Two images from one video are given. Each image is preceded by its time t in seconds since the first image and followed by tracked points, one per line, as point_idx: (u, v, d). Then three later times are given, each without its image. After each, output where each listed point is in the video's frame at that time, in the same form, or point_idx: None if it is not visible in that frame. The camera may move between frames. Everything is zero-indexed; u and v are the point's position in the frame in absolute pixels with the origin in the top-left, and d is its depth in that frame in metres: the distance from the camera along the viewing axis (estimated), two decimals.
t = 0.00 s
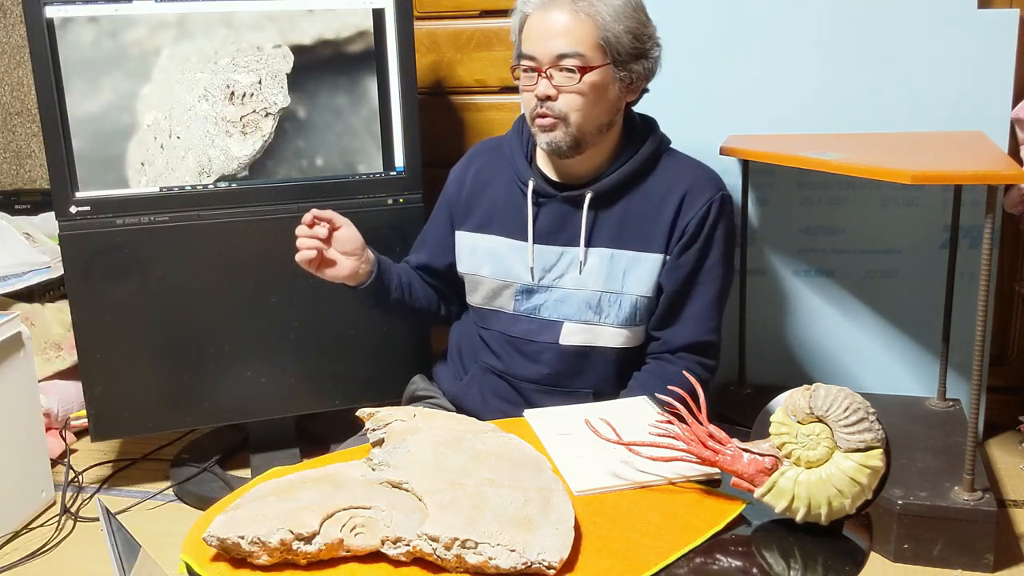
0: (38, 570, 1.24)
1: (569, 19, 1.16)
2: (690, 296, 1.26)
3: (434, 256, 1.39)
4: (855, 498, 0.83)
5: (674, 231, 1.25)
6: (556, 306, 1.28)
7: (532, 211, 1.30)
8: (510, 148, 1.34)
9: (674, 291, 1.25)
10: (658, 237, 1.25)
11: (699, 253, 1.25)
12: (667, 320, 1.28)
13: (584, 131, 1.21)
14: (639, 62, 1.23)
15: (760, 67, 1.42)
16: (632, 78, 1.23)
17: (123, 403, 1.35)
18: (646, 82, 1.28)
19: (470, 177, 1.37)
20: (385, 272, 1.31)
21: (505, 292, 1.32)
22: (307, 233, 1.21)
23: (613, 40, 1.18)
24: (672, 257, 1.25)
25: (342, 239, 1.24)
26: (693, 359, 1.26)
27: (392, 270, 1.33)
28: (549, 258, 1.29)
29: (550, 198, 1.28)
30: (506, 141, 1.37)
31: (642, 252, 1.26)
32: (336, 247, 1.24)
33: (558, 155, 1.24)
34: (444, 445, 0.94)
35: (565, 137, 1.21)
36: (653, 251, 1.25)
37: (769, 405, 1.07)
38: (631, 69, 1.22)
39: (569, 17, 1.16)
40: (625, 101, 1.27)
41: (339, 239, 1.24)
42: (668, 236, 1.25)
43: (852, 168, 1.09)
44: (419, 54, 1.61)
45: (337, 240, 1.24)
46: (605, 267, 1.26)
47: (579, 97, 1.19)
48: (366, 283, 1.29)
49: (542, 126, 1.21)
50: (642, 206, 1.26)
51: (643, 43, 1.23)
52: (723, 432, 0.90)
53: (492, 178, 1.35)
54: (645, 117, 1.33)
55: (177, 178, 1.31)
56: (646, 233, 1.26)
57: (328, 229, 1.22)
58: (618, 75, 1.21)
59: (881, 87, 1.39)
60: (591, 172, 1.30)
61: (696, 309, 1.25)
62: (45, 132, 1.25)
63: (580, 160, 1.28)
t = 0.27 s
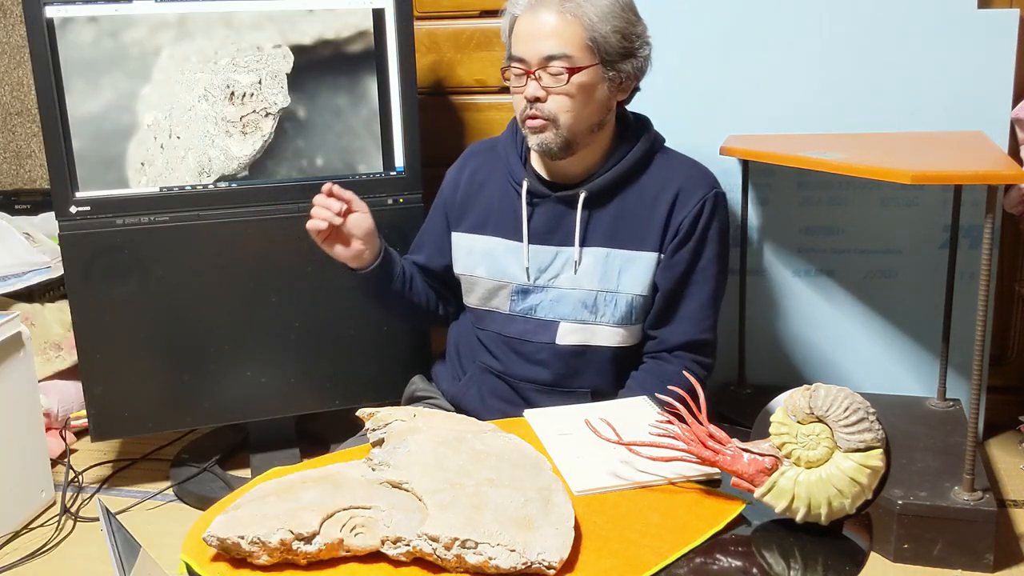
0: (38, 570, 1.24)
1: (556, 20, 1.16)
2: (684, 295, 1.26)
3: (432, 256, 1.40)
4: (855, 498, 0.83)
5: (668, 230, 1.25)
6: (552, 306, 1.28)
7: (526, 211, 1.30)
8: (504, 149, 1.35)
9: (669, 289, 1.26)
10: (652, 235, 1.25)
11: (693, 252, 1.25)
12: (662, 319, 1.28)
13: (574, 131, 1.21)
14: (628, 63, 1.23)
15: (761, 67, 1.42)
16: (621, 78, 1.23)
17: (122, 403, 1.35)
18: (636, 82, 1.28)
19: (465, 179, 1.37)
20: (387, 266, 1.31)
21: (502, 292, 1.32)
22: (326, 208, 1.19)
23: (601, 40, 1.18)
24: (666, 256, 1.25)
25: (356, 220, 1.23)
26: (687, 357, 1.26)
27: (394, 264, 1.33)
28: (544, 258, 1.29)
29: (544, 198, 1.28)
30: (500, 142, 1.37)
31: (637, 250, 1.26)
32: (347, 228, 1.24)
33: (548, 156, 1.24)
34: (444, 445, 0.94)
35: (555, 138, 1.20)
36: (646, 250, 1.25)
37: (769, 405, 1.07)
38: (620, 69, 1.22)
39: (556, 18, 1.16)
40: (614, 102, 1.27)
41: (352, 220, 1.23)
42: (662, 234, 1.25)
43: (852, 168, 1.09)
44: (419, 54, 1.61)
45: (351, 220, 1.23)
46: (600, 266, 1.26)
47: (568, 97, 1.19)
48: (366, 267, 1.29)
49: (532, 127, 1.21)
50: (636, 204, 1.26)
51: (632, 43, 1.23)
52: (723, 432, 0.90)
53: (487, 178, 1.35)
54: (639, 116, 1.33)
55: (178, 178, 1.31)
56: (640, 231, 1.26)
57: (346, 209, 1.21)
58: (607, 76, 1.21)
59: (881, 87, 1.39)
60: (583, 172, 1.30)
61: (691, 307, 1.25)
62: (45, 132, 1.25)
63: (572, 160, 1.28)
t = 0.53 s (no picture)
0: (38, 570, 1.24)
1: (544, 27, 1.15)
2: (683, 294, 1.26)
3: (434, 255, 1.40)
4: (855, 498, 0.83)
5: (665, 229, 1.25)
6: (550, 306, 1.28)
7: (525, 211, 1.30)
8: (502, 149, 1.35)
9: (666, 290, 1.26)
10: (650, 235, 1.25)
11: (691, 252, 1.25)
12: (660, 319, 1.28)
13: (564, 137, 1.21)
14: (623, 67, 1.22)
15: (761, 67, 1.42)
16: (616, 83, 1.22)
17: (122, 403, 1.35)
18: (634, 84, 1.27)
19: (463, 179, 1.37)
20: (396, 261, 1.32)
21: (501, 292, 1.32)
22: (342, 185, 1.22)
23: (591, 47, 1.17)
24: (663, 256, 1.25)
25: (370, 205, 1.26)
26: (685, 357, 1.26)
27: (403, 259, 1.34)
28: (542, 259, 1.29)
29: (542, 199, 1.29)
30: (498, 142, 1.37)
31: (634, 250, 1.26)
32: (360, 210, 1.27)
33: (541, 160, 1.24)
34: (444, 445, 0.94)
35: (545, 144, 1.21)
36: (643, 250, 1.25)
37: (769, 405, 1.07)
38: (614, 74, 1.21)
39: (544, 25, 1.15)
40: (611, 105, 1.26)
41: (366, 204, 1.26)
42: (659, 234, 1.25)
43: (853, 169, 1.09)
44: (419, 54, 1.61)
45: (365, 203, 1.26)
46: (598, 266, 1.26)
47: (557, 104, 1.19)
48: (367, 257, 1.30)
49: (524, 132, 1.22)
50: (634, 204, 1.26)
51: (626, 48, 1.21)
52: (723, 432, 0.90)
53: (485, 179, 1.35)
54: (637, 116, 1.32)
55: (177, 178, 1.31)
56: (638, 231, 1.26)
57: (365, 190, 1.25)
58: (600, 81, 1.20)
59: (881, 87, 1.39)
60: (580, 172, 1.30)
61: (689, 307, 1.25)
62: (45, 132, 1.25)
63: (568, 162, 1.28)
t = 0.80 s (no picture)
0: (38, 570, 1.24)
1: (541, 31, 1.15)
2: (683, 295, 1.27)
3: (436, 255, 1.40)
4: (855, 498, 0.83)
5: (666, 230, 1.25)
6: (550, 306, 1.28)
7: (525, 211, 1.30)
8: (503, 149, 1.35)
9: (667, 291, 1.26)
10: (650, 236, 1.25)
11: (691, 252, 1.25)
12: (661, 319, 1.28)
13: (564, 140, 1.21)
14: (622, 68, 1.22)
15: (761, 67, 1.42)
16: (615, 84, 1.22)
17: (122, 403, 1.35)
18: (632, 85, 1.27)
19: (464, 179, 1.37)
20: (401, 255, 1.32)
21: (501, 292, 1.32)
22: (353, 172, 1.24)
23: (588, 50, 1.17)
24: (664, 257, 1.25)
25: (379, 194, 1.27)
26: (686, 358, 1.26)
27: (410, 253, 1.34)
28: (543, 259, 1.29)
29: (543, 199, 1.29)
30: (498, 142, 1.37)
31: (634, 251, 1.26)
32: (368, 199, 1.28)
33: (541, 162, 1.24)
34: (444, 445, 0.94)
35: (545, 147, 1.21)
36: (643, 250, 1.25)
37: (769, 405, 1.07)
38: (613, 76, 1.21)
39: (541, 29, 1.15)
40: (610, 106, 1.26)
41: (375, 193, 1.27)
42: (660, 235, 1.25)
43: (853, 169, 1.09)
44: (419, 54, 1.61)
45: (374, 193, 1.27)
46: (599, 266, 1.26)
47: (556, 108, 1.19)
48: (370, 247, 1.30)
49: (524, 136, 1.22)
50: (635, 205, 1.26)
51: (624, 49, 1.21)
52: (723, 432, 0.90)
53: (486, 179, 1.35)
54: (637, 116, 1.32)
55: (177, 178, 1.31)
56: (638, 232, 1.26)
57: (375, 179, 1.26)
58: (598, 83, 1.20)
59: (881, 88, 1.39)
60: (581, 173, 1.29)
61: (689, 308, 1.25)
62: (45, 132, 1.25)
63: (569, 164, 1.28)
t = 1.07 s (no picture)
0: (38, 570, 1.24)
1: (538, 35, 1.15)
2: (683, 296, 1.27)
3: (437, 255, 1.40)
4: (855, 498, 0.83)
5: (667, 231, 1.25)
6: (550, 306, 1.28)
7: (527, 211, 1.30)
8: (504, 149, 1.35)
9: (667, 292, 1.26)
10: (651, 236, 1.25)
11: (692, 254, 1.25)
12: (661, 320, 1.28)
13: (563, 143, 1.22)
14: (621, 70, 1.22)
15: (761, 67, 1.42)
16: (614, 86, 1.22)
17: (122, 403, 1.35)
18: (632, 85, 1.27)
19: (465, 179, 1.37)
20: (402, 255, 1.32)
21: (502, 292, 1.32)
22: (346, 181, 1.23)
23: (585, 53, 1.17)
24: (665, 258, 1.25)
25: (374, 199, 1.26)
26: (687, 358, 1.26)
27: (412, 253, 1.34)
28: (544, 260, 1.29)
29: (544, 199, 1.29)
30: (500, 142, 1.37)
31: (635, 251, 1.26)
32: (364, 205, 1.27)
33: (542, 164, 1.25)
34: (444, 445, 0.94)
35: (545, 150, 1.22)
36: (644, 251, 1.25)
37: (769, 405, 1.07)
38: (611, 77, 1.21)
39: (538, 33, 1.15)
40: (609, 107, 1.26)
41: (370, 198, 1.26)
42: (661, 236, 1.25)
43: (853, 168, 1.08)
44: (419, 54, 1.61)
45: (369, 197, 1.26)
46: (599, 266, 1.26)
47: (554, 111, 1.19)
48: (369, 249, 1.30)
49: (524, 138, 1.23)
50: (636, 205, 1.26)
51: (623, 51, 1.21)
52: (724, 432, 0.90)
53: (487, 179, 1.35)
54: (639, 117, 1.32)
55: (177, 178, 1.31)
56: (639, 233, 1.26)
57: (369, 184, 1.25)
58: (597, 85, 1.20)
59: (882, 88, 1.39)
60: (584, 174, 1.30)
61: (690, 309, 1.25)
62: (45, 132, 1.25)
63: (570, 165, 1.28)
